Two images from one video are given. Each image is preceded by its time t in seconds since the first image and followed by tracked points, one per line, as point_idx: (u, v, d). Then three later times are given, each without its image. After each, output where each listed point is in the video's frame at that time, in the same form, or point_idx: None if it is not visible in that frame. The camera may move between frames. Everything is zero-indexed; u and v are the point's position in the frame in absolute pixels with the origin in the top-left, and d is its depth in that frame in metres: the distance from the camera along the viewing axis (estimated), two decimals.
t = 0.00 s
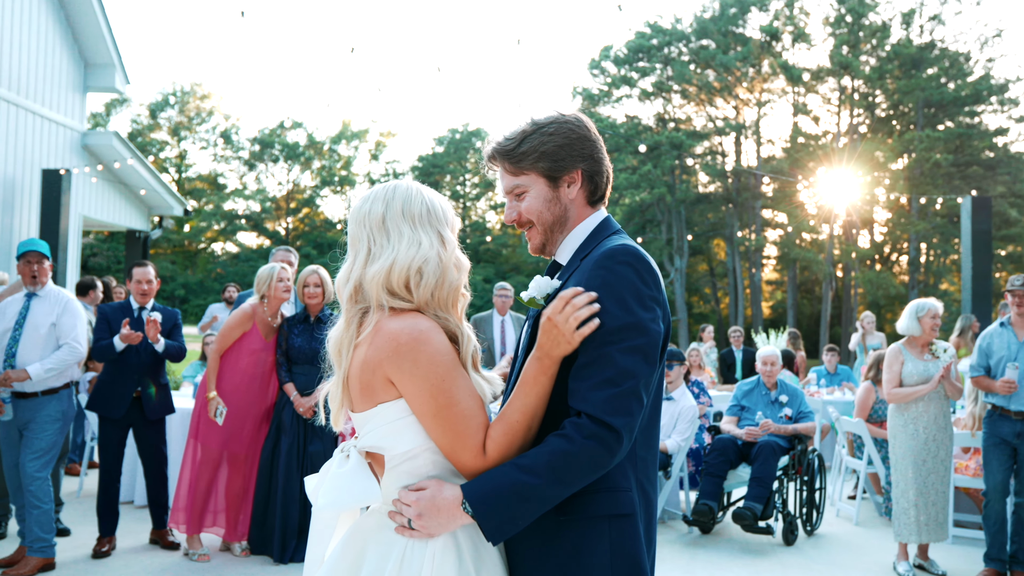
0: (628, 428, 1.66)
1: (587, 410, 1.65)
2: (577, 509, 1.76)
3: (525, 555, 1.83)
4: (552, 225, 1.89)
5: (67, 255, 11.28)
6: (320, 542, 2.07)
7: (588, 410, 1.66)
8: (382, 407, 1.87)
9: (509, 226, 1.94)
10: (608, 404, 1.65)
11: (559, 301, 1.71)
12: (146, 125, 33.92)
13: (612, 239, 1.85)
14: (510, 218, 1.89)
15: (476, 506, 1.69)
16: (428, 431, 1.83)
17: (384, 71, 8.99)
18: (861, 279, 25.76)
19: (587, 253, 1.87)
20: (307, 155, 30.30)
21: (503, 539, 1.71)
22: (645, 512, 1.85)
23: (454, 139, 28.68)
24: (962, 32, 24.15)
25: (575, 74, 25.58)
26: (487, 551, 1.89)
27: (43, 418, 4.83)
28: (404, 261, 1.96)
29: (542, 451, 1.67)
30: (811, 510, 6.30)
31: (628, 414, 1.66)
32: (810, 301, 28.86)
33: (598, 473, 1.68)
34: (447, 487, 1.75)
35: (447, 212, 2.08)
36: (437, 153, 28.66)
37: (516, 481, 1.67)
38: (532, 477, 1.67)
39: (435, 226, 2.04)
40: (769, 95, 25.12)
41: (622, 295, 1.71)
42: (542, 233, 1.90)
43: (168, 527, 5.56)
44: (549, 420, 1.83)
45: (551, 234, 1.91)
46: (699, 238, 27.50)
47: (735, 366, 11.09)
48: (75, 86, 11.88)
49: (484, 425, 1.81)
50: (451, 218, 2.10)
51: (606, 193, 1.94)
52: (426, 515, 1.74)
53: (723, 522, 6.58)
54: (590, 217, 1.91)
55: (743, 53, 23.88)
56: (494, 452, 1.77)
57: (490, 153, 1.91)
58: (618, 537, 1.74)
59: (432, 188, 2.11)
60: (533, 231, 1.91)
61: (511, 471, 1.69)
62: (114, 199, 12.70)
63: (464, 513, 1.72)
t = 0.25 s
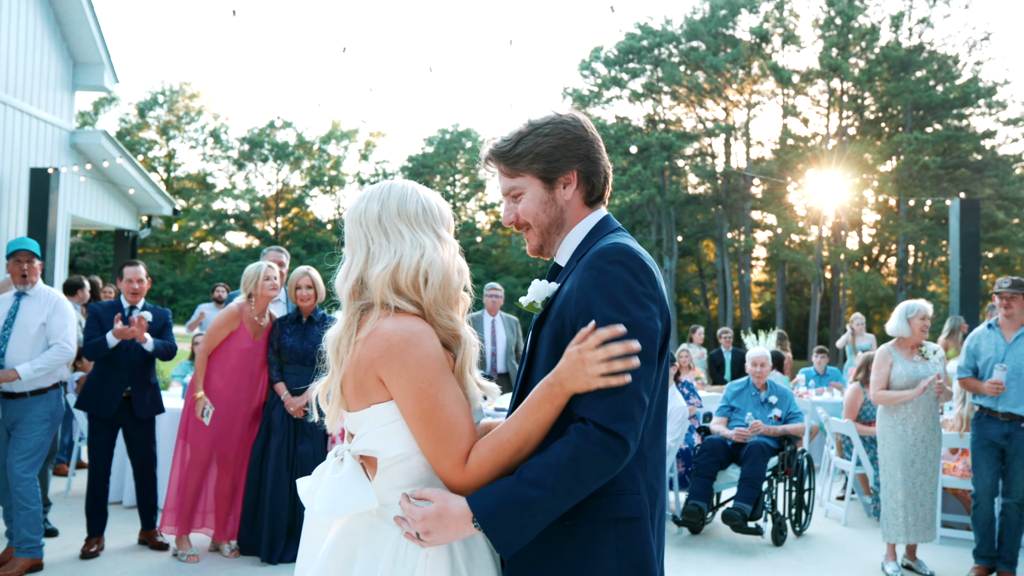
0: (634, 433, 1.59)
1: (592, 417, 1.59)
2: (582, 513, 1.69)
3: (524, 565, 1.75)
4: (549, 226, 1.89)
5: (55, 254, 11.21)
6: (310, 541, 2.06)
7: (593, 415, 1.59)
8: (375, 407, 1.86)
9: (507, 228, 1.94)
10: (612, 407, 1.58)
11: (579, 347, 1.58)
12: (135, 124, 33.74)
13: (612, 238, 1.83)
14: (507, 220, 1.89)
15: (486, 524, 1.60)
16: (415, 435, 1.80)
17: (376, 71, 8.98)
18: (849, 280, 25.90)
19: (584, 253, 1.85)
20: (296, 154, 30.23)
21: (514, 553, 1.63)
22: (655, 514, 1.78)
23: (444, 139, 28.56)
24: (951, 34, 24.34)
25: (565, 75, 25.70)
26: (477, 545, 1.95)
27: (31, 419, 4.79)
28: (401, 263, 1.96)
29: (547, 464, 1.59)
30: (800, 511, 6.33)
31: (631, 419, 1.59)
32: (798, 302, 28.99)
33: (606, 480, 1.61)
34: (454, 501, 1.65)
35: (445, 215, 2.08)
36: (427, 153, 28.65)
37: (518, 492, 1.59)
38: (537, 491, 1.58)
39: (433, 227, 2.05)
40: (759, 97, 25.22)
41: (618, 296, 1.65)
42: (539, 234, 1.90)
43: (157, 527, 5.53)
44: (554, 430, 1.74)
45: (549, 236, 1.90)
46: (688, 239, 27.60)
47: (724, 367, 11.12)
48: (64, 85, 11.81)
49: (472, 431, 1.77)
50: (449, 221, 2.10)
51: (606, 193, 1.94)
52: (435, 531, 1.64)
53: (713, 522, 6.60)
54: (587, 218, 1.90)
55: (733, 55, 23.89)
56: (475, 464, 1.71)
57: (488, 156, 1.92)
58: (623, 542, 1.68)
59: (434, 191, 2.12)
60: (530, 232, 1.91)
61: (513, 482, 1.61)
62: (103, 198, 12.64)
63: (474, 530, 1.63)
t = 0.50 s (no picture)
0: (642, 435, 1.58)
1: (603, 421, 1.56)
2: (591, 515, 1.67)
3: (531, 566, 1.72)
4: (538, 227, 1.89)
5: (42, 254, 11.13)
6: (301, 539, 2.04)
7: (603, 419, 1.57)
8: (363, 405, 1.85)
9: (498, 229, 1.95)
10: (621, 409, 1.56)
11: (586, 384, 1.55)
12: (122, 123, 33.50)
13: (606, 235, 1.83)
14: (498, 222, 1.90)
15: (493, 532, 1.58)
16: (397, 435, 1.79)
17: (366, 71, 8.97)
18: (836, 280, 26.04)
19: (575, 253, 1.85)
20: (284, 154, 30.13)
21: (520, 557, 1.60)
22: (661, 515, 1.76)
23: (433, 139, 28.66)
24: (937, 36, 24.49)
25: (553, 75, 25.77)
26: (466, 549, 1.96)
27: (18, 420, 4.76)
28: (386, 263, 1.95)
29: (553, 469, 1.57)
30: (789, 510, 6.36)
31: (638, 422, 1.58)
32: (786, 302, 29.13)
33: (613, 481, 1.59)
34: (461, 507, 1.64)
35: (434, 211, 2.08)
36: (415, 153, 28.72)
37: (525, 498, 1.57)
38: (546, 496, 1.56)
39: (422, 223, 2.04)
40: (747, 97, 25.08)
41: (611, 300, 1.62)
42: (528, 236, 1.90)
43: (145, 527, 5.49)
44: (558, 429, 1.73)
45: (539, 236, 1.90)
46: (677, 239, 27.69)
47: (712, 367, 11.16)
48: (51, 83, 11.73)
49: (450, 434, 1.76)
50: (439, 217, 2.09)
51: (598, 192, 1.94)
52: (439, 534, 1.64)
53: (702, 522, 6.62)
54: (578, 218, 1.90)
55: (721, 55, 24.04)
56: (451, 469, 1.71)
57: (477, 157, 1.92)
58: (629, 544, 1.66)
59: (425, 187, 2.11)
60: (522, 233, 1.91)
61: (521, 486, 1.59)
62: (90, 198, 12.55)
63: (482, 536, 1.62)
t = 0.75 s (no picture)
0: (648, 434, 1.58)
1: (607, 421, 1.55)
2: (592, 514, 1.68)
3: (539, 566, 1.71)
4: (528, 227, 1.89)
5: (27, 254, 11.05)
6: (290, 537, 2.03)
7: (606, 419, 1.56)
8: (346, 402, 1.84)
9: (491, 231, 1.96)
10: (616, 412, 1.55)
11: (570, 419, 1.56)
12: (108, 123, 33.24)
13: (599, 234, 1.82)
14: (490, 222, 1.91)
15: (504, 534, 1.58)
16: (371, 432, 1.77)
17: (354, 71, 8.96)
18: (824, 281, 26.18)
19: (567, 252, 1.86)
20: (271, 154, 30.04)
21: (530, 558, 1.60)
22: (669, 511, 1.76)
23: (421, 140, 28.63)
24: (924, 37, 24.72)
25: (541, 75, 25.78)
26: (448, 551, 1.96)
27: (6, 422, 4.72)
28: (370, 262, 1.96)
29: (559, 470, 1.58)
30: (777, 510, 6.40)
31: (640, 419, 1.56)
32: (773, 302, 29.26)
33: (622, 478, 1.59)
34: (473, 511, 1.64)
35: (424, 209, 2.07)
36: (403, 154, 28.73)
37: (534, 499, 1.57)
38: (554, 499, 1.56)
39: (410, 221, 2.04)
40: (734, 98, 25.41)
41: (600, 301, 1.60)
42: (519, 236, 1.91)
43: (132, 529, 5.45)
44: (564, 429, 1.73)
45: (530, 236, 1.91)
46: (665, 239, 27.76)
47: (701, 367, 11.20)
48: (36, 82, 11.65)
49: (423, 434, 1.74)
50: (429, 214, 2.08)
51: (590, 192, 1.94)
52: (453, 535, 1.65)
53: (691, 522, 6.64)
54: (569, 217, 1.90)
55: (709, 56, 24.13)
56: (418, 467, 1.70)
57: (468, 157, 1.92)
58: (635, 541, 1.66)
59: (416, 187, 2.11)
60: (513, 234, 1.92)
61: (529, 488, 1.59)
62: (76, 197, 12.47)
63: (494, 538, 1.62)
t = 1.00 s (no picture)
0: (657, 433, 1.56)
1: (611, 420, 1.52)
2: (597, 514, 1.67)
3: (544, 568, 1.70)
4: (526, 228, 1.89)
5: (17, 254, 10.98)
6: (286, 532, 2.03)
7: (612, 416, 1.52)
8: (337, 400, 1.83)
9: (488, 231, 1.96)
10: (618, 410, 1.52)
11: (547, 459, 1.56)
12: (98, 122, 33.02)
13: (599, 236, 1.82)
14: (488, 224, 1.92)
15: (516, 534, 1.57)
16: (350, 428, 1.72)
17: (347, 71, 8.94)
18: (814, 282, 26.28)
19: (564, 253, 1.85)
20: (262, 154, 29.99)
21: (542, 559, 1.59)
22: (671, 510, 1.76)
23: (412, 140, 28.58)
24: (913, 39, 24.92)
25: (533, 76, 25.76)
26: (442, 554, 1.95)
27: None
28: (361, 261, 1.96)
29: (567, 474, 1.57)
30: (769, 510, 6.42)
31: (646, 421, 1.54)
32: (764, 303, 29.36)
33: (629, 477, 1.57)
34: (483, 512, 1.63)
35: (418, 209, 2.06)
36: (394, 154, 28.68)
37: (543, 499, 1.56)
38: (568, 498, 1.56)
39: (405, 220, 2.03)
40: (725, 99, 25.49)
41: (594, 300, 1.59)
42: (516, 237, 1.91)
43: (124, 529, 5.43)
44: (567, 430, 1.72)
45: (528, 237, 1.91)
46: (656, 240, 27.81)
47: (693, 368, 11.23)
48: (26, 81, 11.57)
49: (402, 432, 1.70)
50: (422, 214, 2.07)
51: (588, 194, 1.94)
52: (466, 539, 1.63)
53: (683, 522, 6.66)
54: (566, 219, 1.90)
55: (700, 57, 24.16)
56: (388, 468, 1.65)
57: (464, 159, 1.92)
58: (643, 541, 1.66)
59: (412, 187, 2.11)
60: (511, 235, 1.93)
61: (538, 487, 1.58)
62: (66, 197, 12.39)
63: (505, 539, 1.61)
